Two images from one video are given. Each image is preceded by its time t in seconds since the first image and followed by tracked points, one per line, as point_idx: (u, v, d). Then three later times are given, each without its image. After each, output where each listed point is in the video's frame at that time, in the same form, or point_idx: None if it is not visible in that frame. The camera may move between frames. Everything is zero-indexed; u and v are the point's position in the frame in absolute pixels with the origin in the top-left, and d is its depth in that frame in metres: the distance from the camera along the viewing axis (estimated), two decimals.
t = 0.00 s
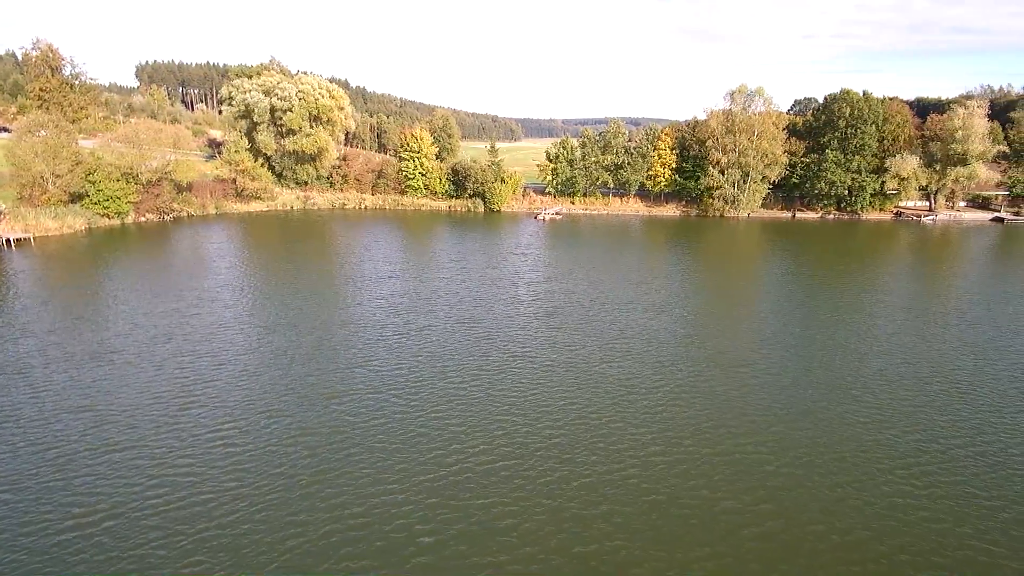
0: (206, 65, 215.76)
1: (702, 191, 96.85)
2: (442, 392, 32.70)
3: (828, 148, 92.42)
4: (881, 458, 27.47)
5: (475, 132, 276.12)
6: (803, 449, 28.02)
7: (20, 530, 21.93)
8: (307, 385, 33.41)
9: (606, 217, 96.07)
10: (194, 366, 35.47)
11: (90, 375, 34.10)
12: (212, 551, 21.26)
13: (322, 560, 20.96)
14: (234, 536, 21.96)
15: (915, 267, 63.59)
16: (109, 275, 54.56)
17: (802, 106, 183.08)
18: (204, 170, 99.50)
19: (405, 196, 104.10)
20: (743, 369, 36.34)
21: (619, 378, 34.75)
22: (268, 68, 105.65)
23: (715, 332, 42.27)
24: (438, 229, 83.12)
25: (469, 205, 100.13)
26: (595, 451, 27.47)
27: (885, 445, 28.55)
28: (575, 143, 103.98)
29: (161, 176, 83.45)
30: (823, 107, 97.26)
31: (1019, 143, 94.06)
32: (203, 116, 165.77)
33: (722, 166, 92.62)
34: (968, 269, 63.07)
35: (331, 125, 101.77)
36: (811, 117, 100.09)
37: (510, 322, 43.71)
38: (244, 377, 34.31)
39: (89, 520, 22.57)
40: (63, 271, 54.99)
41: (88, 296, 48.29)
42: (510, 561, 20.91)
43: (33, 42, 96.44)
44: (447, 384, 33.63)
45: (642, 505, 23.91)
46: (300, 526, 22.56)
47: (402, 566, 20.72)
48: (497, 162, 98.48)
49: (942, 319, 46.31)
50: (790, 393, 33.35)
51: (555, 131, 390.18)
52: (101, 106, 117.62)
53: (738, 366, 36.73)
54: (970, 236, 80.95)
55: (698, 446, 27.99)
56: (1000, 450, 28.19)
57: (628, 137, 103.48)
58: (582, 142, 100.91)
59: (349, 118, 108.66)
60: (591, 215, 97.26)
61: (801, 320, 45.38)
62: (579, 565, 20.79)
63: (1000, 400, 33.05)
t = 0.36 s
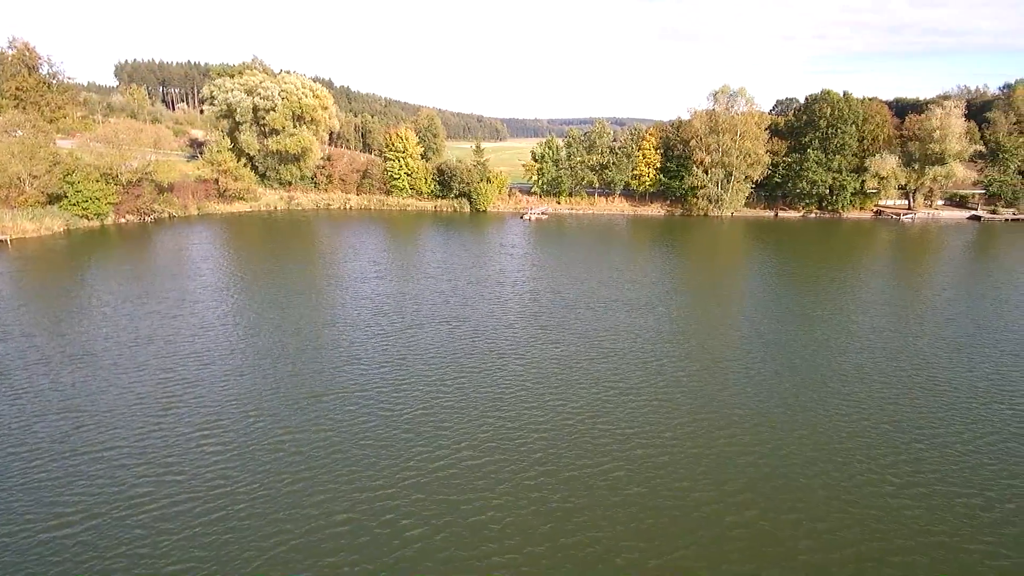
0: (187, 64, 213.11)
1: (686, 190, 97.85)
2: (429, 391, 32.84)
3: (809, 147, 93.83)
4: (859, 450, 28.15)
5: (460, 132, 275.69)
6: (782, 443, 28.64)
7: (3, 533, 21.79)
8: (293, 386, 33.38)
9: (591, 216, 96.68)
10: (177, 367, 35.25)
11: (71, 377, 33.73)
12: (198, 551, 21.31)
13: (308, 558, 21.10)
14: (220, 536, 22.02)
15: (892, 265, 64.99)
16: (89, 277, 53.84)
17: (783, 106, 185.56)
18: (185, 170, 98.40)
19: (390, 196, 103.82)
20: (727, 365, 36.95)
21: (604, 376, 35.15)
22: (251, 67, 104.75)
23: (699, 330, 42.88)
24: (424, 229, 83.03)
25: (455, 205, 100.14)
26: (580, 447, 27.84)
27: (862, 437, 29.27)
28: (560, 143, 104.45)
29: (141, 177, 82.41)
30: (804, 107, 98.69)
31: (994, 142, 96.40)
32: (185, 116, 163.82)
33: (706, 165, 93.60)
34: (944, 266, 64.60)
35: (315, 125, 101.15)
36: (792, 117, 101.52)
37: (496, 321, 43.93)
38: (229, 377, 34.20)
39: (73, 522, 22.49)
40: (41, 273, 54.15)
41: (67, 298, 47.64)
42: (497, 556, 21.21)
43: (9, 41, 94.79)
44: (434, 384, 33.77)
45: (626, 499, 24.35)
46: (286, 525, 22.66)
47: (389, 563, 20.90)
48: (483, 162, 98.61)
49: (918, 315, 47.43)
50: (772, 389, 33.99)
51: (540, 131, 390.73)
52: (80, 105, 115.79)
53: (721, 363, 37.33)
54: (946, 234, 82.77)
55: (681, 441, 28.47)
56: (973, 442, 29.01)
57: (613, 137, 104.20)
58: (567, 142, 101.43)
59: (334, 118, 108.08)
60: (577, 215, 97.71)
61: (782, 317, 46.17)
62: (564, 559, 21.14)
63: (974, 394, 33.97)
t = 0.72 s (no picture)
0: (168, 62, 210.37)
1: (670, 190, 98.79)
2: (416, 391, 33.01)
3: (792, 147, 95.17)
4: (837, 442, 28.88)
5: (446, 132, 275.65)
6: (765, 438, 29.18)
7: None
8: (279, 386, 33.33)
9: (577, 216, 97.14)
10: (160, 369, 34.99)
11: (50, 381, 33.27)
12: (185, 552, 21.27)
13: (297, 557, 21.15)
14: (207, 537, 22.00)
15: (872, 263, 66.24)
16: (68, 279, 53.09)
17: (766, 106, 187.83)
18: (166, 170, 97.23)
19: (376, 196, 103.48)
20: (710, 362, 37.56)
21: (590, 374, 35.60)
22: (234, 67, 103.85)
23: (683, 328, 43.45)
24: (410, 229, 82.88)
25: (442, 205, 100.04)
26: (566, 443, 28.24)
27: (841, 430, 30.00)
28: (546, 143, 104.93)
29: (122, 177, 81.28)
30: (786, 107, 100.08)
31: (971, 142, 98.59)
32: (167, 115, 161.81)
33: (690, 165, 94.48)
34: (922, 264, 66.04)
35: (298, 125, 100.48)
36: (775, 118, 102.87)
37: (482, 321, 44.11)
38: (213, 379, 34.05)
39: (56, 523, 22.45)
40: (19, 276, 53.30)
41: (46, 301, 46.92)
42: (486, 553, 21.43)
43: None
44: (421, 383, 33.91)
45: (613, 494, 24.71)
46: (272, 523, 22.76)
47: (379, 561, 21.03)
48: (469, 162, 98.73)
49: (897, 312, 48.49)
50: (754, 385, 34.65)
51: (526, 131, 391.59)
52: (58, 105, 113.86)
53: (705, 360, 37.93)
54: (924, 232, 84.53)
55: (665, 437, 28.98)
56: (950, 434, 29.80)
57: (598, 137, 104.86)
58: (553, 142, 101.94)
59: (318, 117, 107.43)
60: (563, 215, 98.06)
61: (765, 315, 46.88)
62: (553, 555, 21.40)
63: (950, 388, 34.82)
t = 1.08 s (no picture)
0: (149, 61, 207.44)
1: (656, 190, 99.71)
2: (404, 390, 33.20)
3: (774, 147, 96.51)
4: (816, 436, 29.60)
5: (432, 132, 275.06)
6: (747, 433, 29.79)
7: None
8: (265, 387, 33.35)
9: (563, 216, 97.64)
10: (144, 371, 34.79)
11: (31, 384, 32.90)
12: (172, 554, 21.31)
13: (288, 556, 21.33)
14: (195, 538, 22.06)
15: (852, 261, 67.53)
16: (49, 281, 52.42)
17: (748, 107, 190.10)
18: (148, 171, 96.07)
19: (361, 196, 103.25)
20: (695, 360, 38.20)
21: (576, 372, 36.04)
22: (217, 66, 102.96)
23: (668, 326, 44.09)
24: (397, 229, 82.84)
25: (428, 205, 100.06)
26: (553, 440, 28.64)
27: (820, 424, 30.73)
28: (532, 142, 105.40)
29: (102, 178, 80.18)
30: (768, 108, 101.45)
31: (948, 142, 100.73)
32: (147, 115, 159.59)
33: (675, 165, 95.40)
34: (899, 261, 67.53)
35: (282, 124, 99.80)
36: (757, 118, 104.25)
37: (469, 320, 44.37)
38: (198, 380, 33.96)
39: (41, 527, 22.37)
40: None
41: (25, 303, 46.29)
42: (474, 549, 21.74)
43: None
44: (409, 383, 34.10)
45: (599, 489, 25.15)
46: (260, 523, 22.88)
47: (367, 559, 21.25)
48: (455, 161, 98.92)
49: (876, 309, 49.59)
50: (738, 381, 35.30)
51: (513, 130, 391.87)
52: (35, 104, 111.89)
53: (690, 357, 38.55)
54: (902, 231, 86.32)
55: (650, 432, 29.50)
56: (925, 428, 30.60)
57: (584, 137, 105.53)
58: (539, 142, 102.43)
59: (303, 117, 106.73)
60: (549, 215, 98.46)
61: (748, 312, 47.71)
62: (539, 549, 21.78)
63: (926, 382, 35.74)
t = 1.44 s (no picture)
0: (129, 61, 204.67)
1: (641, 189, 100.56)
2: (391, 390, 33.33)
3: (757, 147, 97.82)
4: (796, 430, 30.29)
5: (417, 132, 274.58)
6: (727, 427, 30.41)
7: None
8: (250, 387, 33.34)
9: (549, 215, 98.05)
10: (125, 372, 34.60)
11: (10, 388, 32.56)
12: (157, 556, 21.33)
13: (275, 555, 21.48)
14: (179, 540, 22.09)
15: (832, 259, 68.73)
16: (28, 283, 51.78)
17: (731, 107, 192.34)
18: (129, 171, 94.91)
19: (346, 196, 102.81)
20: (679, 357, 38.79)
21: (562, 370, 36.45)
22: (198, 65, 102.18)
23: (653, 324, 44.69)
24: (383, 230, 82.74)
25: (414, 205, 99.90)
26: (538, 437, 29.01)
27: (799, 419, 31.45)
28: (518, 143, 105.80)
29: (81, 179, 79.05)
30: (751, 108, 102.81)
31: (927, 142, 102.70)
32: (128, 115, 157.48)
33: (660, 165, 96.28)
34: (877, 259, 68.97)
35: (266, 124, 99.11)
36: (740, 118, 105.57)
37: (455, 320, 44.59)
38: (181, 381, 33.85)
39: (24, 530, 22.31)
40: None
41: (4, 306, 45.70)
42: (460, 545, 22.02)
43: None
44: (396, 382, 34.24)
45: (583, 485, 25.54)
46: (246, 523, 22.99)
47: (354, 557, 21.46)
48: (441, 161, 99.02)
49: (856, 306, 50.63)
50: (720, 378, 35.94)
51: (498, 130, 392.19)
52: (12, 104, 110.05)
53: (674, 355, 39.17)
54: (882, 229, 87.92)
55: (633, 429, 29.99)
56: (902, 422, 31.36)
57: (569, 137, 106.20)
58: (525, 142, 102.89)
59: (286, 116, 105.97)
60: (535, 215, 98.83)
61: (731, 311, 48.47)
62: (524, 544, 22.13)
63: (904, 377, 36.60)
